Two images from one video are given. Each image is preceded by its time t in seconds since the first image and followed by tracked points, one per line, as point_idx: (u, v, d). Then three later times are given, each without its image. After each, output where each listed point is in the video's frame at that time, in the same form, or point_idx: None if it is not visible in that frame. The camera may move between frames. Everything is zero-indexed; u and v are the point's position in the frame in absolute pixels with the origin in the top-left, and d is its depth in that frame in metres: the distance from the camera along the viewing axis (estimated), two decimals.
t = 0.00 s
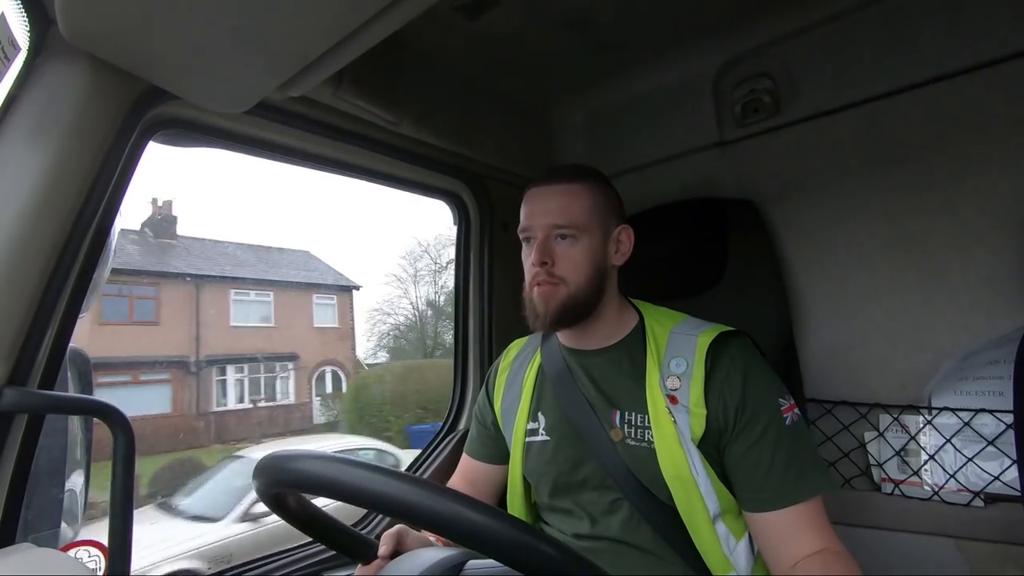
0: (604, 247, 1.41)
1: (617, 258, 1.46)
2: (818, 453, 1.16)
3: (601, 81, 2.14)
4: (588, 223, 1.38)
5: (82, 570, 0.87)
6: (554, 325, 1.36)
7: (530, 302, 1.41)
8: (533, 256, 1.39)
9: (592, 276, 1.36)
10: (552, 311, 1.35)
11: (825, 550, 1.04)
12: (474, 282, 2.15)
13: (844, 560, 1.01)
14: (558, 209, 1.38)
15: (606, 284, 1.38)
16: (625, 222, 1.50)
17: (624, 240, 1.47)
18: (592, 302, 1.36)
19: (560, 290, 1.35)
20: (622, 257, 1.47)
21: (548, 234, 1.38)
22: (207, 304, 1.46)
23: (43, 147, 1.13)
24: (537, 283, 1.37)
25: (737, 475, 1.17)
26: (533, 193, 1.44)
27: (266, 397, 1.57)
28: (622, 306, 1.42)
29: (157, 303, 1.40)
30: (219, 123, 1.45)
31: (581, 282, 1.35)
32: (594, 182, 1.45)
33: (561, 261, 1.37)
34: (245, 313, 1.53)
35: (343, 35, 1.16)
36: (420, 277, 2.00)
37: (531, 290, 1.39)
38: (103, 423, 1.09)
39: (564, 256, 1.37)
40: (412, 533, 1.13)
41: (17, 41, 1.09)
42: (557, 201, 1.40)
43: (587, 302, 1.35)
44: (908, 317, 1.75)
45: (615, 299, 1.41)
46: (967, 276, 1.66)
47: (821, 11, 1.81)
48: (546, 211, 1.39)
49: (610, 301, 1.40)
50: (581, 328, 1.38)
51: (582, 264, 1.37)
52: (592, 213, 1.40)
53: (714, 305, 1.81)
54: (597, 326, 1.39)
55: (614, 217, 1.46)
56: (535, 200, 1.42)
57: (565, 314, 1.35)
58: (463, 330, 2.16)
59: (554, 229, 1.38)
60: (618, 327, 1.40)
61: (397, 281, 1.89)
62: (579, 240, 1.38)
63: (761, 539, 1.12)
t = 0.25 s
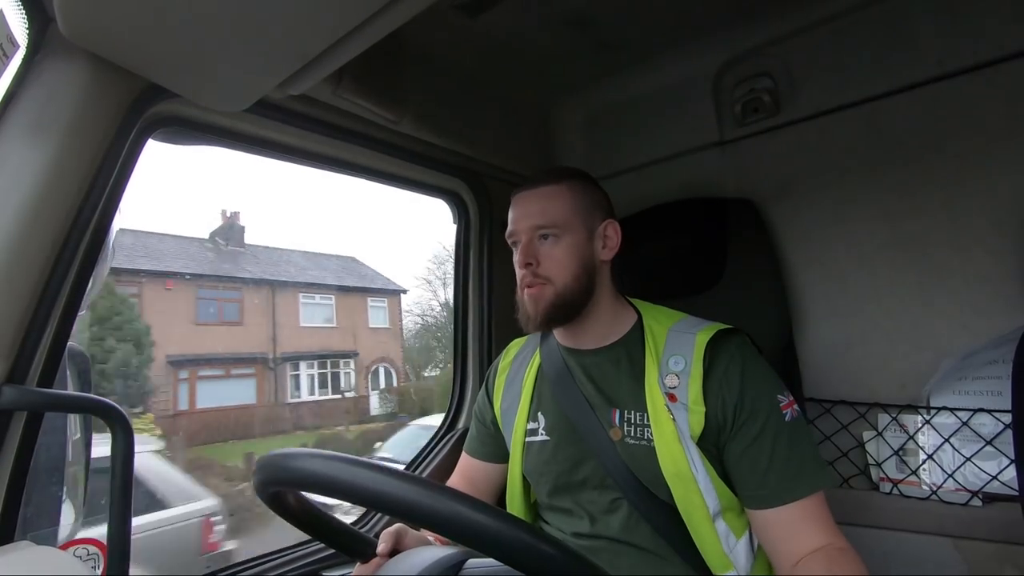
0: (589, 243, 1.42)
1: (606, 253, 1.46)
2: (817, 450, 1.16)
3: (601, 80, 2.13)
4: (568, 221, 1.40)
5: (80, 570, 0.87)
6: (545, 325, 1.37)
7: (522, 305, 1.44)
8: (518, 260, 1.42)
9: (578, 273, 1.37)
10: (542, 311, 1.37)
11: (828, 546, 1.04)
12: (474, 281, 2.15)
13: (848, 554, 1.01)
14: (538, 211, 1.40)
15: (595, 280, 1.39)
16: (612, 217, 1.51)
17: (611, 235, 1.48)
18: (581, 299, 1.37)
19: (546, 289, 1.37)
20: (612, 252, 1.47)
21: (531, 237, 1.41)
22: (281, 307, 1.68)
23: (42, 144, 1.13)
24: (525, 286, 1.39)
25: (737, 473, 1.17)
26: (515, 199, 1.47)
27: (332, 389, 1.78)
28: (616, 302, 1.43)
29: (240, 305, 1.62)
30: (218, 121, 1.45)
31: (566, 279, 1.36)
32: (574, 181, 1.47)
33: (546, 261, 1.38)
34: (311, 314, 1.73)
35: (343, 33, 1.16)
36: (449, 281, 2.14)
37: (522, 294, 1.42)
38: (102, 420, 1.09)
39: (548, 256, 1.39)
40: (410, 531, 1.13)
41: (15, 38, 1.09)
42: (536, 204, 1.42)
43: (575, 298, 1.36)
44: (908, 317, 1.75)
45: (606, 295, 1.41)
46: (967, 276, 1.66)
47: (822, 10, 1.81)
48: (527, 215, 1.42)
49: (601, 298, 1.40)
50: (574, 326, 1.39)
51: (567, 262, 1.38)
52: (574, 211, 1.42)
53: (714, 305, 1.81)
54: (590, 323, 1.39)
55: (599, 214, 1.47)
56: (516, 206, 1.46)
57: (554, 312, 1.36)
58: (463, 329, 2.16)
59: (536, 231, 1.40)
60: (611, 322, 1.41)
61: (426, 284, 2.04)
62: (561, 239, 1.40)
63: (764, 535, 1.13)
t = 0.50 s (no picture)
0: (586, 242, 1.42)
1: (604, 252, 1.46)
2: (814, 450, 1.16)
3: (601, 80, 2.13)
4: (565, 221, 1.40)
5: (78, 567, 0.87)
6: (544, 325, 1.38)
7: (521, 306, 1.45)
8: (516, 260, 1.42)
9: (575, 273, 1.38)
10: (539, 311, 1.38)
11: (824, 546, 1.04)
12: (473, 280, 2.16)
13: (844, 555, 1.01)
14: (535, 212, 1.41)
15: (593, 280, 1.39)
16: (610, 216, 1.51)
17: (609, 233, 1.48)
18: (578, 299, 1.37)
19: (544, 290, 1.37)
20: (609, 251, 1.47)
21: (529, 237, 1.41)
22: (340, 308, 1.79)
23: (41, 143, 1.13)
24: (523, 286, 1.40)
25: (734, 472, 1.18)
26: (512, 199, 1.47)
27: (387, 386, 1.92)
28: (614, 301, 1.43)
29: (309, 307, 1.73)
30: (216, 120, 1.45)
31: (563, 280, 1.37)
32: (571, 180, 1.46)
33: (543, 261, 1.39)
34: (367, 316, 1.83)
35: (343, 31, 1.15)
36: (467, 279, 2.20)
37: (520, 294, 1.43)
38: (101, 419, 1.09)
39: (545, 256, 1.39)
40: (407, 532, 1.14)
41: (15, 36, 1.09)
42: (533, 203, 1.42)
43: (572, 298, 1.37)
44: (907, 318, 1.75)
45: (605, 294, 1.41)
46: (967, 278, 1.66)
47: (822, 11, 1.81)
48: (524, 215, 1.42)
49: (600, 298, 1.40)
50: (572, 326, 1.40)
51: (565, 262, 1.39)
52: (571, 211, 1.42)
53: (713, 305, 1.81)
54: (588, 323, 1.40)
55: (595, 212, 1.47)
56: (513, 206, 1.46)
57: (552, 312, 1.36)
58: (462, 329, 2.16)
59: (533, 231, 1.41)
60: (609, 322, 1.41)
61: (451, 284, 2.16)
62: (558, 238, 1.40)
63: (760, 536, 1.13)
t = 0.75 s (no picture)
0: (588, 242, 1.42)
1: (604, 252, 1.46)
2: (813, 450, 1.16)
3: (600, 81, 2.14)
4: (567, 221, 1.41)
5: (76, 568, 0.87)
6: (545, 324, 1.38)
7: (522, 306, 1.44)
8: (517, 259, 1.42)
9: (577, 272, 1.38)
10: (542, 310, 1.38)
11: (823, 547, 1.04)
12: (472, 280, 2.15)
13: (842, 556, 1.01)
14: (536, 211, 1.41)
15: (594, 280, 1.40)
16: (610, 217, 1.51)
17: (609, 234, 1.48)
18: (580, 298, 1.37)
19: (545, 289, 1.37)
20: (610, 251, 1.47)
21: (530, 236, 1.41)
22: (390, 310, 1.88)
23: (39, 143, 1.13)
24: (524, 286, 1.40)
25: (732, 473, 1.18)
26: (513, 200, 1.47)
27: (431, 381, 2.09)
28: (615, 302, 1.43)
29: (364, 309, 1.83)
30: (215, 121, 1.45)
31: (565, 279, 1.37)
32: (572, 181, 1.47)
33: (545, 260, 1.39)
34: (413, 317, 1.98)
35: (343, 32, 1.15)
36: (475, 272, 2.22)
37: (522, 294, 1.42)
38: (99, 420, 1.09)
39: (547, 255, 1.39)
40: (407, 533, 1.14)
41: (13, 36, 1.09)
42: (535, 203, 1.42)
43: (575, 297, 1.37)
44: (906, 319, 1.76)
45: (606, 294, 1.41)
46: (966, 278, 1.67)
47: (821, 12, 1.82)
48: (525, 215, 1.42)
49: (601, 298, 1.40)
50: (573, 326, 1.40)
51: (566, 261, 1.39)
52: (572, 210, 1.42)
53: (712, 305, 1.81)
54: (589, 323, 1.40)
55: (596, 212, 1.47)
56: (515, 206, 1.46)
57: (554, 312, 1.36)
58: (462, 330, 2.16)
59: (535, 230, 1.41)
60: (610, 321, 1.41)
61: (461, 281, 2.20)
62: (560, 238, 1.40)
63: (759, 537, 1.13)
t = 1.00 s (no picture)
0: (589, 242, 1.43)
1: (605, 254, 1.47)
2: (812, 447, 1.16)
3: (600, 83, 2.14)
4: (570, 221, 1.41)
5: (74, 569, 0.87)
6: (548, 323, 1.37)
7: (524, 305, 1.44)
8: (520, 259, 1.42)
9: (580, 272, 1.38)
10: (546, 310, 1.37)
11: (827, 538, 1.03)
12: (471, 282, 2.15)
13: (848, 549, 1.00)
14: (540, 211, 1.41)
15: (596, 280, 1.40)
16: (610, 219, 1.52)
17: (610, 236, 1.48)
18: (582, 298, 1.37)
19: (549, 288, 1.37)
20: (610, 252, 1.48)
21: (533, 236, 1.41)
22: (432, 313, 2.07)
23: (40, 145, 1.13)
24: (527, 284, 1.40)
25: (731, 470, 1.18)
26: (515, 200, 1.48)
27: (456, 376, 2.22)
28: (615, 303, 1.43)
29: (412, 311, 1.98)
30: (215, 122, 1.45)
31: (568, 278, 1.37)
32: (574, 182, 1.48)
33: (549, 259, 1.39)
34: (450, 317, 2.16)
35: (344, 33, 1.15)
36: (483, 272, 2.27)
37: (525, 294, 1.42)
38: (97, 422, 1.09)
39: (550, 255, 1.39)
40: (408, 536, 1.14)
41: (13, 37, 1.09)
42: (539, 203, 1.43)
43: (579, 297, 1.37)
44: (905, 322, 1.75)
45: (607, 295, 1.41)
46: (966, 280, 1.67)
47: (820, 14, 1.82)
48: (529, 214, 1.42)
49: (602, 298, 1.40)
50: (575, 326, 1.40)
51: (569, 261, 1.39)
52: (575, 211, 1.43)
53: (712, 307, 1.81)
54: (590, 324, 1.40)
55: (597, 213, 1.48)
56: (517, 206, 1.46)
57: (559, 310, 1.36)
58: (461, 332, 2.16)
59: (538, 230, 1.41)
60: (613, 322, 1.41)
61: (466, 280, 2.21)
62: (563, 238, 1.40)
63: (763, 530, 1.13)
